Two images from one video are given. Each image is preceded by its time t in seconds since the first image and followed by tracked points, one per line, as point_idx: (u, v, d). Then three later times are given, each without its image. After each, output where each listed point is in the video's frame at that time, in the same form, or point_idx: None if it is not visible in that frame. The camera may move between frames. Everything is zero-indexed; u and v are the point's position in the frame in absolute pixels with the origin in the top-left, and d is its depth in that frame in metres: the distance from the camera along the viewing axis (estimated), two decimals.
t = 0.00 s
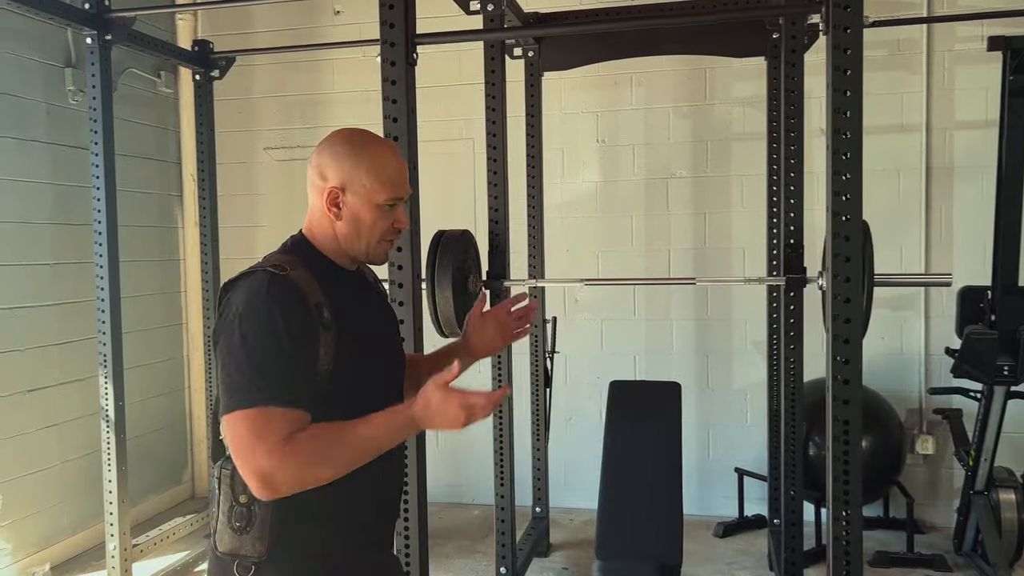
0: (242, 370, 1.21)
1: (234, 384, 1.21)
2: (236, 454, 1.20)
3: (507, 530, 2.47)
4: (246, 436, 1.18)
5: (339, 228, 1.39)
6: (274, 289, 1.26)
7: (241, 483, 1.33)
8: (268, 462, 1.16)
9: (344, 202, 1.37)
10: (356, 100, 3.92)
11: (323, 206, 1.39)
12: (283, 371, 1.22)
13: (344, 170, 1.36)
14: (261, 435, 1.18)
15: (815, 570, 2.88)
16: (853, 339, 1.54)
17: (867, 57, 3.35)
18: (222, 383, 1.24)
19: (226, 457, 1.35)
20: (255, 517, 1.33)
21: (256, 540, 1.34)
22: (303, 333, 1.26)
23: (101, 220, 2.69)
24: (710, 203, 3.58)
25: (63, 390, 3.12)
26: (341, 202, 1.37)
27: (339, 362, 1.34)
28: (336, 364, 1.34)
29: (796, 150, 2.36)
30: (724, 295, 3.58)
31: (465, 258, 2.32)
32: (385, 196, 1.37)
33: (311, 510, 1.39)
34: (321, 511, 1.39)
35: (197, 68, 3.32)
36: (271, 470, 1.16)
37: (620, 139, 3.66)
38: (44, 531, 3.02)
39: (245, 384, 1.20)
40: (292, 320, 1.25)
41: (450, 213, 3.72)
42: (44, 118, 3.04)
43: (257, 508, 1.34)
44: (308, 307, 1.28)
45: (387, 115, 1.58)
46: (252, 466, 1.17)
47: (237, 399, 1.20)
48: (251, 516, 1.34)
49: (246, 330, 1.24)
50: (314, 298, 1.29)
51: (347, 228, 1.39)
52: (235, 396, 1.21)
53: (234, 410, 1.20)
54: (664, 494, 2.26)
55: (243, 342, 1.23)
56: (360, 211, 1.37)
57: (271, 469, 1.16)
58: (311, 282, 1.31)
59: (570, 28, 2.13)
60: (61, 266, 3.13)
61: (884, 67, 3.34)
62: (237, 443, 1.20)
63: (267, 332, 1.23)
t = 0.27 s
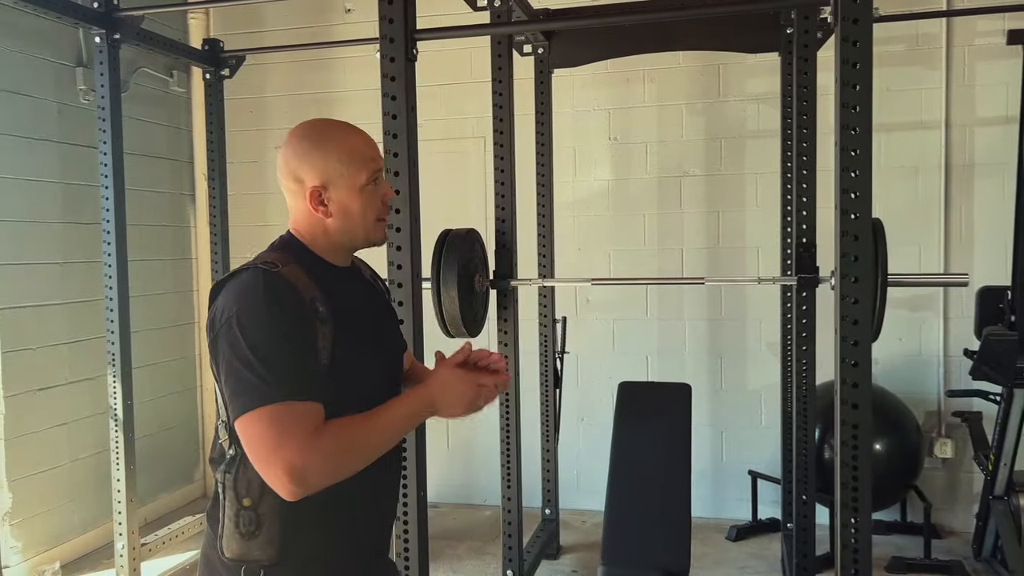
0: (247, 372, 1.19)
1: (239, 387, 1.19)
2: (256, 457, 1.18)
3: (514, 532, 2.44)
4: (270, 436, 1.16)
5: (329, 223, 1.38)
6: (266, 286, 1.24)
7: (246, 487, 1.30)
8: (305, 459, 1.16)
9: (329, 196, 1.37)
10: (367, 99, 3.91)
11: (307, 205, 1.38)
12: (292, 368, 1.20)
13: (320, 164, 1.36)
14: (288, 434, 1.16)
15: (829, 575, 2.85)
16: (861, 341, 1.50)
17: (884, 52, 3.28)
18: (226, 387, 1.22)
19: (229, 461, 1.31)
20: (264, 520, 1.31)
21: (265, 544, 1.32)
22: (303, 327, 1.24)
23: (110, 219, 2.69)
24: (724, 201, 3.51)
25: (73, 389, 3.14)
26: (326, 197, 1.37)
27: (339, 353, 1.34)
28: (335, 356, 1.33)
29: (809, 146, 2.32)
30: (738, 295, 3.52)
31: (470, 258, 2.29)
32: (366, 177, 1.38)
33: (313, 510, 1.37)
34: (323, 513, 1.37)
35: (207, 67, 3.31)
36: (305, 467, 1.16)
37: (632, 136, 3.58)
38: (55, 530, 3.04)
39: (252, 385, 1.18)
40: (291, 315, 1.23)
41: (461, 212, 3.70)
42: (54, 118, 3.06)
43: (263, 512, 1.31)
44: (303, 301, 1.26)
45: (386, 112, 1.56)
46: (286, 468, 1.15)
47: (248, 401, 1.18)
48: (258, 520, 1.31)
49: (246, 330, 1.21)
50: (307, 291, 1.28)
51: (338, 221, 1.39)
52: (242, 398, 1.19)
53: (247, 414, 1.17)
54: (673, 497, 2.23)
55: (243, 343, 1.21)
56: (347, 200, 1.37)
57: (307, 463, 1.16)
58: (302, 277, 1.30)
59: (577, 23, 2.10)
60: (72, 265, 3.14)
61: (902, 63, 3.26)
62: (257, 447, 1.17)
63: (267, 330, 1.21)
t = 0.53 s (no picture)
0: (242, 376, 1.17)
1: (235, 392, 1.17)
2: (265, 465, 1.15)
3: (522, 537, 2.39)
4: (275, 436, 1.14)
5: (319, 223, 1.36)
6: (251, 289, 1.23)
7: (239, 501, 1.30)
8: (319, 450, 1.13)
9: (320, 196, 1.34)
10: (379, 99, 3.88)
11: (296, 205, 1.36)
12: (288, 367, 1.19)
13: (312, 164, 1.33)
14: (294, 428, 1.14)
15: None
16: (873, 347, 1.44)
17: (905, 49, 3.20)
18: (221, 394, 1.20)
19: (224, 474, 1.32)
20: (260, 533, 1.31)
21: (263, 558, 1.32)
22: (292, 327, 1.23)
23: (119, 220, 2.69)
24: (739, 202, 3.45)
25: (84, 389, 3.14)
26: (317, 196, 1.34)
27: (331, 354, 1.32)
28: (328, 355, 1.32)
29: (825, 146, 2.26)
30: (754, 297, 3.46)
31: (478, 260, 2.26)
32: (359, 179, 1.35)
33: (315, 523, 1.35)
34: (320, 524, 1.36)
35: (218, 67, 3.30)
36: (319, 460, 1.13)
37: (646, 136, 3.53)
38: (65, 530, 3.04)
39: (249, 389, 1.16)
40: (280, 315, 1.22)
41: (472, 212, 3.66)
42: (65, 118, 3.06)
43: (257, 526, 1.31)
44: (291, 301, 1.26)
45: (388, 111, 1.53)
46: (299, 466, 1.12)
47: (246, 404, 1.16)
48: (256, 532, 1.31)
49: (239, 334, 1.20)
50: (293, 292, 1.27)
51: (330, 222, 1.36)
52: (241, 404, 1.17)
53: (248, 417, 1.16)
54: (683, 502, 2.19)
55: (233, 348, 1.19)
56: (339, 200, 1.35)
57: (325, 453, 1.13)
58: (287, 278, 1.29)
59: (585, 19, 2.06)
60: (83, 266, 3.15)
61: (923, 59, 3.18)
62: (266, 453, 1.14)
63: (257, 332, 1.20)
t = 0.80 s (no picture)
0: (265, 386, 1.15)
1: (258, 403, 1.15)
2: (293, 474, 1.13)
3: (527, 543, 2.35)
4: (295, 441, 1.13)
5: (331, 227, 1.31)
6: (267, 299, 1.20)
7: (264, 513, 1.30)
8: (347, 447, 1.12)
9: (334, 198, 1.30)
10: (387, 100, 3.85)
11: (309, 208, 1.31)
12: (310, 375, 1.16)
13: (326, 165, 1.29)
14: (315, 429, 1.13)
15: None
16: (879, 354, 1.40)
17: (921, 46, 3.13)
18: (244, 406, 1.17)
19: (245, 487, 1.31)
20: (285, 545, 1.31)
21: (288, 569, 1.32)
22: (312, 334, 1.21)
23: (126, 220, 2.69)
24: (751, 202, 3.38)
25: (92, 390, 3.15)
26: (330, 199, 1.30)
27: (351, 360, 1.29)
28: (348, 363, 1.29)
29: (835, 145, 2.21)
30: (766, 300, 3.40)
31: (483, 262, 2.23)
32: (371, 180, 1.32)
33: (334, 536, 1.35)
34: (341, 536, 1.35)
35: (226, 67, 3.29)
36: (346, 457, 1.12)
37: (656, 135, 3.46)
38: (73, 530, 3.05)
39: (273, 398, 1.14)
40: (299, 323, 1.20)
41: (481, 213, 3.64)
42: (75, 120, 3.07)
43: (283, 537, 1.31)
44: (308, 310, 1.23)
45: (384, 112, 1.51)
46: (326, 470, 1.11)
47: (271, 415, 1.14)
48: (282, 544, 1.31)
49: (260, 344, 1.17)
50: (310, 300, 1.25)
51: (344, 224, 1.32)
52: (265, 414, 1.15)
53: (272, 427, 1.14)
54: (692, 509, 2.15)
55: (253, 357, 1.17)
56: (354, 201, 1.31)
57: (353, 449, 1.13)
58: (304, 286, 1.26)
59: (591, 17, 2.02)
60: (92, 267, 3.16)
61: (940, 57, 3.11)
62: (291, 461, 1.13)
63: (277, 340, 1.17)
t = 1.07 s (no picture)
0: (310, 395, 1.19)
1: (303, 411, 1.19)
2: (330, 478, 1.18)
3: (525, 546, 2.34)
4: (336, 446, 1.17)
5: (380, 243, 1.36)
6: (318, 310, 1.23)
7: (307, 513, 1.34)
8: (384, 457, 1.16)
9: (379, 215, 1.34)
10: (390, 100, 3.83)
11: (356, 227, 1.35)
12: (353, 387, 1.20)
13: (370, 185, 1.33)
14: (354, 435, 1.17)
15: None
16: (871, 356, 1.39)
17: (927, 45, 3.10)
18: (291, 412, 1.22)
19: (292, 486, 1.36)
20: (323, 544, 1.34)
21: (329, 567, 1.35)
22: (357, 346, 1.25)
23: (128, 221, 2.70)
24: (756, 202, 3.32)
25: (96, 390, 3.16)
26: (377, 217, 1.34)
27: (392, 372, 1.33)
28: (389, 374, 1.33)
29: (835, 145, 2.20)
30: (770, 302, 3.36)
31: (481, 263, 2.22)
32: (412, 195, 1.37)
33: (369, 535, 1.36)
34: (378, 537, 1.36)
35: (230, 69, 3.30)
36: (383, 465, 1.16)
37: (660, 136, 3.40)
38: (76, 530, 3.07)
39: (316, 408, 1.18)
40: (346, 335, 1.23)
41: (484, 214, 3.62)
42: (79, 121, 3.09)
43: (322, 537, 1.34)
44: (355, 323, 1.26)
45: (374, 112, 1.50)
46: (363, 477, 1.15)
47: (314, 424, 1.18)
48: (320, 543, 1.34)
49: (308, 354, 1.21)
50: (358, 312, 1.28)
51: (389, 240, 1.36)
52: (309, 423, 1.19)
53: (315, 434, 1.18)
54: (692, 512, 2.12)
55: (300, 366, 1.21)
56: (398, 217, 1.35)
57: (388, 458, 1.17)
58: (353, 299, 1.30)
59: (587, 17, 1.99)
60: (96, 268, 3.17)
61: (945, 55, 3.08)
62: (331, 466, 1.18)
63: (324, 351, 1.21)
